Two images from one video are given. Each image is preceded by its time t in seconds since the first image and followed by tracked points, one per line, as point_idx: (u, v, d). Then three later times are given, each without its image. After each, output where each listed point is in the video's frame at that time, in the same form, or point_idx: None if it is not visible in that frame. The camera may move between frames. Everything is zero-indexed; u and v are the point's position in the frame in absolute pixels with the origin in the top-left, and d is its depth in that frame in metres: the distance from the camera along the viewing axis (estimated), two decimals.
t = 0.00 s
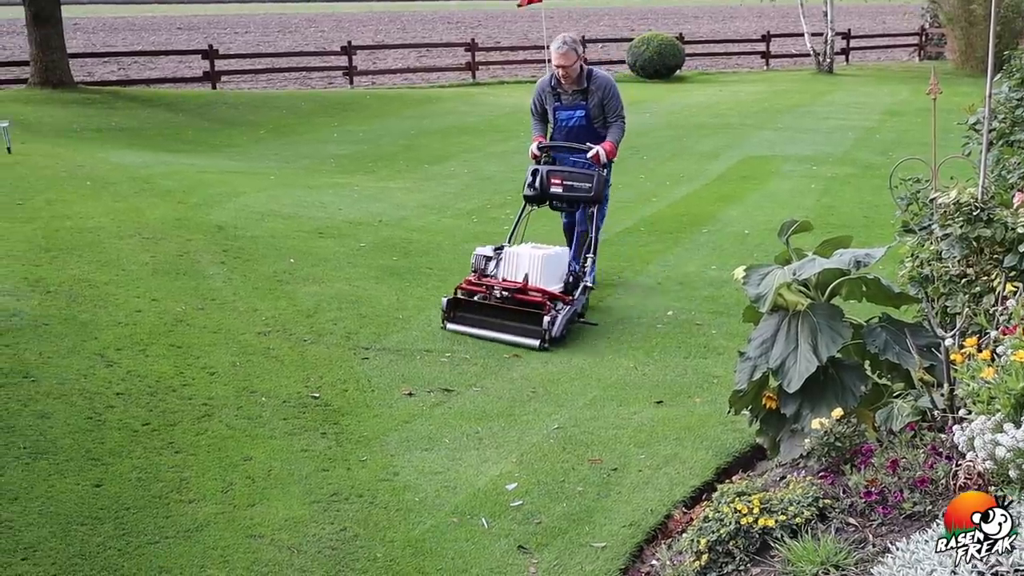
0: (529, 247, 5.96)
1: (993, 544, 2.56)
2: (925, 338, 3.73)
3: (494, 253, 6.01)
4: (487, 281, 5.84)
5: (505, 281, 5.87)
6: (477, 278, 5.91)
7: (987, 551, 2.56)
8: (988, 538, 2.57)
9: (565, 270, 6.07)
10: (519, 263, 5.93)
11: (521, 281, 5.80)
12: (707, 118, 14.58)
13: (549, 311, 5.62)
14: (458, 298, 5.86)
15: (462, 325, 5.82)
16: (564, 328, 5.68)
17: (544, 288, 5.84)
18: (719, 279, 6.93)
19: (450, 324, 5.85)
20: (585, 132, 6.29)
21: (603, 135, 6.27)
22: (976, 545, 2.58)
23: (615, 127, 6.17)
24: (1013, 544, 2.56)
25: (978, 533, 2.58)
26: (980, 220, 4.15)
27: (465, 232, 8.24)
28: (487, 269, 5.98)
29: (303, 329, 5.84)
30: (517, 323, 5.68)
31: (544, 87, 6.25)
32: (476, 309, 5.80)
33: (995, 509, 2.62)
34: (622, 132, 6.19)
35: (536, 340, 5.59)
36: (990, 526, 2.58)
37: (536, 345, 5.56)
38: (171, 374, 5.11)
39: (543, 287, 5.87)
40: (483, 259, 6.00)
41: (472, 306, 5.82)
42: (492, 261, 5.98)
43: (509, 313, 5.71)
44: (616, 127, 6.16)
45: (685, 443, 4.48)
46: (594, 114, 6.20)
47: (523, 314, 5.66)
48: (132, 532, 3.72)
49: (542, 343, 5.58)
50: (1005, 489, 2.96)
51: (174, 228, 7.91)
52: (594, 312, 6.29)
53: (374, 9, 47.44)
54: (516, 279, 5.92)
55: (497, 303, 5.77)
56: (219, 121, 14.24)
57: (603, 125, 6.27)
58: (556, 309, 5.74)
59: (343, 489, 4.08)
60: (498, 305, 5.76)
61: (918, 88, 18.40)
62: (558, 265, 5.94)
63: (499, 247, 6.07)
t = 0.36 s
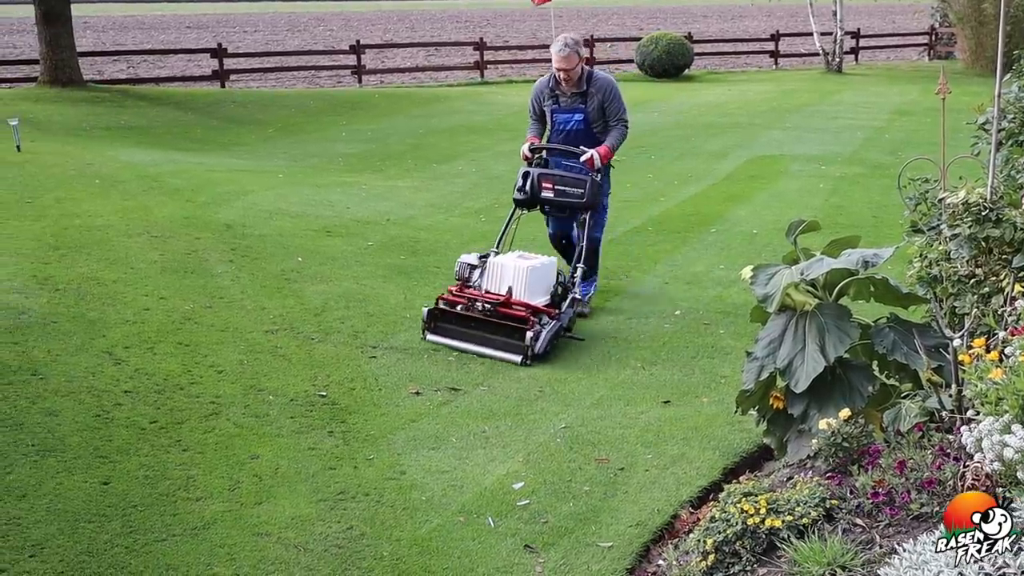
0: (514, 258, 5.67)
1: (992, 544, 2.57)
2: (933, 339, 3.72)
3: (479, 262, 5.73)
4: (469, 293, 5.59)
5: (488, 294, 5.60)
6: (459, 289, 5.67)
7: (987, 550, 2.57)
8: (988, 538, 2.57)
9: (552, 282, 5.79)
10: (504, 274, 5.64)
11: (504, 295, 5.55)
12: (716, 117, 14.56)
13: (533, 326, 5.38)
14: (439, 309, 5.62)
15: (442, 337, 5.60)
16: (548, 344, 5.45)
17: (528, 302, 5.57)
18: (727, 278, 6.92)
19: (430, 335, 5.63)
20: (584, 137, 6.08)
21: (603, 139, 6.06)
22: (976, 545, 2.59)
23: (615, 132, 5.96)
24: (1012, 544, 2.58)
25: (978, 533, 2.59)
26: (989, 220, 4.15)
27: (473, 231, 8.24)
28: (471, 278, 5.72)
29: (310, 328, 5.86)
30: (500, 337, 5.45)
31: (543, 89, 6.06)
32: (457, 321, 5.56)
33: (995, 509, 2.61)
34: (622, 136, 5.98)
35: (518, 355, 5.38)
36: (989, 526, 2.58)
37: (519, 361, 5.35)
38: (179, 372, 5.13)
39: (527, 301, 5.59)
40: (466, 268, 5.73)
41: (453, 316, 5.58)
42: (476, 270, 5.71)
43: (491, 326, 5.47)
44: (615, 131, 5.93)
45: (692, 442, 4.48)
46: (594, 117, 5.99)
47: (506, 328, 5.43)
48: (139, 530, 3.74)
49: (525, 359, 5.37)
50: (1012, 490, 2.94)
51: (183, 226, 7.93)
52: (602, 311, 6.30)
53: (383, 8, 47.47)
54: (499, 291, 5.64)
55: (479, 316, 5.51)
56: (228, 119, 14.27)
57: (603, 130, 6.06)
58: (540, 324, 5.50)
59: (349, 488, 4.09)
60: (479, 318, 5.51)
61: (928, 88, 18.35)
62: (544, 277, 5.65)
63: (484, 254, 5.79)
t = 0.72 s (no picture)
0: (509, 267, 5.44)
1: (992, 544, 2.61)
2: (954, 341, 3.66)
3: (473, 271, 5.52)
4: (462, 303, 5.39)
5: (481, 304, 5.39)
6: (452, 299, 5.47)
7: (986, 550, 2.62)
8: (988, 538, 2.61)
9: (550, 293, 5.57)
10: (498, 284, 5.41)
11: (499, 306, 5.33)
12: (735, 118, 14.51)
13: (527, 340, 5.17)
14: (429, 320, 5.42)
15: (432, 350, 5.40)
16: (544, 358, 5.24)
17: (523, 313, 5.34)
18: (746, 280, 6.90)
19: (420, 348, 5.44)
20: (591, 146, 5.97)
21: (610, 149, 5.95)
22: (976, 545, 2.63)
23: (622, 143, 5.83)
24: (1011, 542, 2.62)
25: (978, 533, 2.62)
26: (1010, 222, 4.10)
27: (491, 232, 8.25)
28: (464, 289, 5.50)
29: (329, 327, 5.88)
30: (492, 350, 5.25)
31: (553, 96, 5.98)
32: (448, 333, 5.37)
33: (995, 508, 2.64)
34: (629, 148, 5.85)
35: (512, 370, 5.17)
36: (989, 526, 2.61)
37: (512, 376, 5.14)
38: (197, 370, 5.16)
39: (522, 313, 5.36)
40: (459, 277, 5.52)
41: (444, 329, 5.38)
42: (469, 280, 5.49)
43: (484, 339, 5.27)
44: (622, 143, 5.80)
45: (710, 444, 4.47)
46: (603, 127, 5.88)
47: (499, 341, 5.22)
48: (157, 526, 3.76)
49: (518, 374, 5.16)
50: None
51: (203, 225, 7.97)
52: (620, 312, 6.29)
53: (402, 8, 47.60)
54: (493, 302, 5.41)
55: (472, 328, 5.32)
56: (248, 119, 14.33)
57: (612, 140, 5.95)
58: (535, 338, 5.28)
59: (367, 487, 4.10)
60: (471, 330, 5.31)
61: (949, 89, 18.22)
62: (540, 288, 5.42)
63: (478, 264, 5.56)
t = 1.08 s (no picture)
0: (496, 277, 5.24)
1: (992, 544, 2.70)
2: (968, 345, 3.66)
3: (460, 282, 5.35)
4: (448, 315, 5.22)
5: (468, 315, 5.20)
6: (438, 310, 5.29)
7: (986, 550, 2.70)
8: (988, 538, 2.70)
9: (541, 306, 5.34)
10: (485, 294, 5.22)
11: (486, 316, 5.13)
12: (749, 120, 14.47)
13: (515, 354, 4.97)
14: (413, 333, 5.24)
15: (416, 363, 5.23)
16: (533, 373, 5.04)
17: (511, 325, 5.14)
18: (760, 282, 6.88)
19: (403, 361, 5.27)
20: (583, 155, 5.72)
21: (603, 157, 5.68)
22: (976, 545, 2.71)
23: (615, 151, 5.56)
24: (1010, 543, 2.71)
25: (978, 533, 2.71)
26: None
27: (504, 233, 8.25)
28: (451, 299, 5.32)
29: (342, 328, 5.89)
30: (478, 364, 5.05)
31: (539, 105, 5.70)
32: (433, 346, 5.19)
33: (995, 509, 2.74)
34: (622, 156, 5.58)
35: (499, 385, 4.98)
36: (989, 527, 2.70)
37: (499, 392, 4.96)
38: (212, 370, 5.19)
39: (510, 325, 5.17)
40: (447, 288, 5.34)
41: (429, 341, 5.20)
42: (456, 291, 5.32)
43: (470, 352, 5.07)
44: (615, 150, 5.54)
45: (723, 446, 4.46)
46: (594, 135, 5.61)
47: (484, 355, 5.02)
48: (171, 526, 3.78)
49: (506, 390, 4.97)
50: None
51: (217, 226, 8.00)
52: (633, 314, 6.28)
53: (416, 10, 47.64)
54: (480, 313, 5.23)
55: (457, 341, 5.12)
56: (263, 120, 14.38)
57: (605, 147, 5.68)
58: (523, 352, 5.08)
59: (379, 488, 4.11)
60: (455, 343, 5.10)
61: (965, 90, 18.12)
62: (528, 299, 5.21)
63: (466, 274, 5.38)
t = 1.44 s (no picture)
0: (480, 288, 5.04)
1: (992, 543, 2.80)
2: (982, 348, 3.63)
3: (444, 292, 5.15)
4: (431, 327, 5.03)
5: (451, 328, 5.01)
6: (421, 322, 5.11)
7: (987, 549, 2.80)
8: (988, 538, 2.81)
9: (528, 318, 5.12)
10: (469, 306, 5.02)
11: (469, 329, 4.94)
12: (763, 122, 14.43)
13: (499, 370, 4.79)
14: (395, 346, 5.09)
15: (396, 377, 5.08)
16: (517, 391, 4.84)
17: (495, 339, 4.93)
18: (773, 284, 6.86)
19: (382, 375, 5.11)
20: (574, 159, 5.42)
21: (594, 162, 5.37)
22: (977, 544, 2.83)
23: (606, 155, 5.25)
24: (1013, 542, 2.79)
25: (978, 533, 2.83)
26: None
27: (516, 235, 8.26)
28: (435, 311, 5.13)
29: (355, 329, 5.91)
30: (459, 378, 4.92)
31: (527, 108, 5.40)
32: (415, 359, 5.04)
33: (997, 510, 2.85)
34: (614, 160, 5.28)
35: (481, 402, 4.81)
36: (989, 527, 2.82)
37: (482, 409, 4.79)
38: (225, 370, 5.22)
39: (494, 339, 4.96)
40: (430, 298, 5.15)
41: (411, 354, 5.06)
42: (440, 302, 5.12)
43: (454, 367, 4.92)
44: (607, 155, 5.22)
45: (735, 449, 4.45)
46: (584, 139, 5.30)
47: (466, 369, 4.88)
48: (184, 525, 3.80)
49: (489, 407, 4.80)
50: None
51: (231, 227, 8.04)
52: (645, 316, 6.27)
53: (430, 12, 47.75)
54: (464, 325, 5.03)
55: (439, 354, 4.94)
56: (277, 122, 14.45)
57: (595, 151, 5.36)
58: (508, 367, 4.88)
59: (391, 489, 4.12)
60: (437, 356, 4.95)
61: (981, 93, 18.02)
62: (513, 311, 4.99)
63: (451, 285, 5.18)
